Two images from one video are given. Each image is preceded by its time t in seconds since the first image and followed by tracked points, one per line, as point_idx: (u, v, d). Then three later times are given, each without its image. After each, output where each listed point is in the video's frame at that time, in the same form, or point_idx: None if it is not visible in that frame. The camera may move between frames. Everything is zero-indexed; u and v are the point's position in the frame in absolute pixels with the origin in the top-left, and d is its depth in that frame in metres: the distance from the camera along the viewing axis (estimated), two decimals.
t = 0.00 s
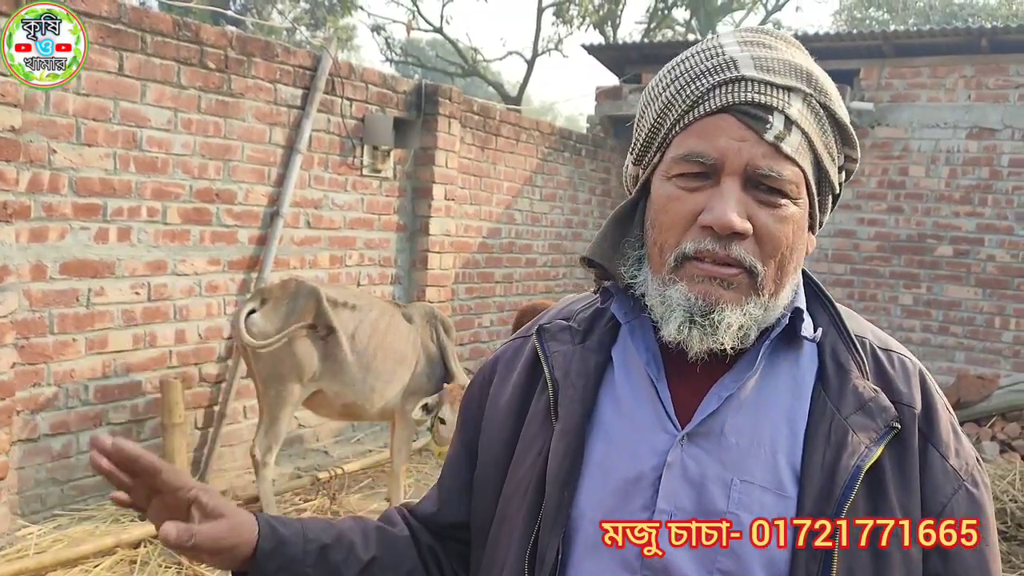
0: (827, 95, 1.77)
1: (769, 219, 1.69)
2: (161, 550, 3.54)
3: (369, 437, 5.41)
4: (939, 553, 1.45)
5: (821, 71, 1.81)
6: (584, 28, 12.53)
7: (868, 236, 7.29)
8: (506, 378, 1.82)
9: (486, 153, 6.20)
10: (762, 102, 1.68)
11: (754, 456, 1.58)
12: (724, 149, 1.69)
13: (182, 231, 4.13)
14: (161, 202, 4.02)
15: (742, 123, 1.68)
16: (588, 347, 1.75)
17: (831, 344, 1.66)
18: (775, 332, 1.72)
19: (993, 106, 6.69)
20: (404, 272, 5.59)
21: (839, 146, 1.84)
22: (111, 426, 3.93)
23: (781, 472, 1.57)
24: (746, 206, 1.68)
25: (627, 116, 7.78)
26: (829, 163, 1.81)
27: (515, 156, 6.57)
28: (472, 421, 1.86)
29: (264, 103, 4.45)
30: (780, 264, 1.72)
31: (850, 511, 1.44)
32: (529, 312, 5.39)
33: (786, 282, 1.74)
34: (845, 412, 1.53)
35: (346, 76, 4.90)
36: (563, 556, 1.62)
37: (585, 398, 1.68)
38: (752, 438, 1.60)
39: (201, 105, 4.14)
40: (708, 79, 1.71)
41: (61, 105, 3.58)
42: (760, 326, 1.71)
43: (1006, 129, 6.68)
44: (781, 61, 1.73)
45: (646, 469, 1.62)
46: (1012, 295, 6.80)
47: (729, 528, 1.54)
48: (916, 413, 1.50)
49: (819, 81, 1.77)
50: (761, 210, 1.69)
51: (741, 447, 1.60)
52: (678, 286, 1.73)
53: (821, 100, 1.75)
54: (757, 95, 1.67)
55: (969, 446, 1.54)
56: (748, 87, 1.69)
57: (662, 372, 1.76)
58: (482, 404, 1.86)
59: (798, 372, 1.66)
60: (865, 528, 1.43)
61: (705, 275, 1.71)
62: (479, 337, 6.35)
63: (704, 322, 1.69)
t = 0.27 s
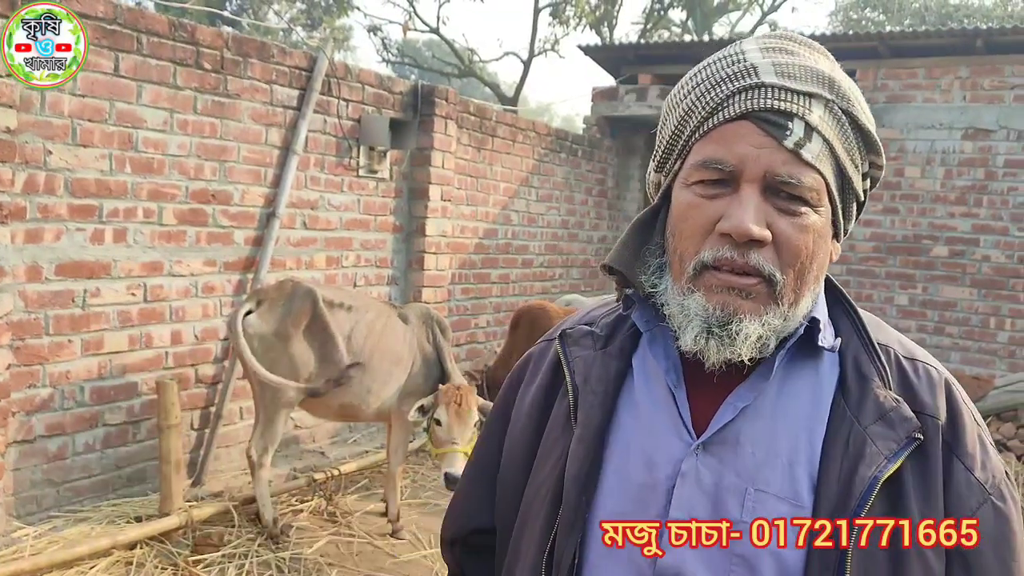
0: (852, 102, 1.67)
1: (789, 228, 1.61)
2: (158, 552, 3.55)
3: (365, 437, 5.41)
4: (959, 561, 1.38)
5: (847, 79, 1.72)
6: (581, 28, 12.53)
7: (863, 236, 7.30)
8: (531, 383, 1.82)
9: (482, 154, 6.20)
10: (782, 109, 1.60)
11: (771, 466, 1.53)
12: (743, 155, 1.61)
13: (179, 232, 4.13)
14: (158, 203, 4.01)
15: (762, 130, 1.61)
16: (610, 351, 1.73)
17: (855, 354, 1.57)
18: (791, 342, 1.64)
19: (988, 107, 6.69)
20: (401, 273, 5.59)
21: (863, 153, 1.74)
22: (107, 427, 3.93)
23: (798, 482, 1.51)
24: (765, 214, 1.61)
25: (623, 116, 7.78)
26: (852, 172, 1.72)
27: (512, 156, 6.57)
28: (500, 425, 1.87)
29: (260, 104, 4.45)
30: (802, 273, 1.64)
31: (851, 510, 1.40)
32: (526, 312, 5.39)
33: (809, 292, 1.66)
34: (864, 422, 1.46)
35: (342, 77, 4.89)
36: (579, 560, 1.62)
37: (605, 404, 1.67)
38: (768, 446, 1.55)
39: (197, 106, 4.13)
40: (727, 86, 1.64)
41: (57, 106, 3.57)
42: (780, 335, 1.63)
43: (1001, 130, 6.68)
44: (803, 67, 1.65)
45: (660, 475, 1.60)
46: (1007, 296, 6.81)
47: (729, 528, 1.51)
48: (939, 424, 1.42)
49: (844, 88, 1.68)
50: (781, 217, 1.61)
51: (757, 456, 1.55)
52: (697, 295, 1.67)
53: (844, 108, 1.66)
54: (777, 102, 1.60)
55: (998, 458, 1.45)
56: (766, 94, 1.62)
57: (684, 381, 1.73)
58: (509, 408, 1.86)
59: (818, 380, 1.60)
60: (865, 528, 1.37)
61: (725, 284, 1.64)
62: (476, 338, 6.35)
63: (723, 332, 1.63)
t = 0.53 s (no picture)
0: (850, 89, 1.61)
1: (798, 224, 1.55)
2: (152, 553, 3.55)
3: (361, 437, 5.40)
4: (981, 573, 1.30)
5: (843, 68, 1.65)
6: (576, 28, 12.53)
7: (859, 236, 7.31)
8: (554, 382, 1.83)
9: (477, 154, 6.20)
10: (774, 105, 1.55)
11: (785, 471, 1.48)
12: (741, 157, 1.57)
13: (173, 231, 4.12)
14: (152, 202, 4.00)
15: (758, 129, 1.56)
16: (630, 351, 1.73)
17: (876, 357, 1.50)
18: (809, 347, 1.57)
19: (982, 106, 6.70)
20: (396, 273, 5.58)
21: (872, 141, 1.66)
22: (101, 427, 3.92)
23: (815, 487, 1.45)
24: (773, 213, 1.55)
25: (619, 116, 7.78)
26: (863, 159, 1.64)
27: (507, 156, 6.57)
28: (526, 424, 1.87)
29: (255, 104, 4.44)
30: (819, 269, 1.57)
31: (865, 509, 1.36)
32: (522, 312, 5.40)
33: (828, 287, 1.60)
34: (883, 427, 1.39)
35: (336, 77, 4.89)
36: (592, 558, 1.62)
37: (622, 403, 1.66)
38: (783, 451, 1.49)
39: (192, 105, 4.12)
40: (719, 90, 1.61)
41: (51, 105, 3.56)
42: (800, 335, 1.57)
43: (995, 130, 6.69)
44: (793, 60, 1.60)
45: (672, 475, 1.58)
46: (1001, 295, 6.83)
47: (729, 527, 1.48)
48: (962, 431, 1.35)
49: (841, 75, 1.62)
50: (790, 214, 1.55)
51: (772, 461, 1.50)
52: (712, 303, 1.62)
53: (842, 95, 1.60)
54: (770, 99, 1.55)
55: None
56: (758, 92, 1.57)
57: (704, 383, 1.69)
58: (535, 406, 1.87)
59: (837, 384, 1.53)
60: (865, 528, 1.34)
61: (740, 288, 1.59)
62: (471, 337, 6.35)
63: (741, 336, 1.58)
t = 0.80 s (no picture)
0: (801, 84, 1.53)
1: (754, 230, 1.50)
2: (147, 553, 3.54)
3: (356, 437, 5.40)
4: None
5: (801, 62, 1.58)
6: (572, 27, 12.53)
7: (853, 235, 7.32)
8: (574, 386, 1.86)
9: (473, 153, 6.20)
10: (713, 118, 1.54)
11: (790, 479, 1.45)
12: (693, 173, 1.56)
13: (167, 230, 4.11)
14: (147, 202, 3.99)
15: (703, 144, 1.55)
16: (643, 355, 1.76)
17: (887, 366, 1.45)
18: (814, 357, 1.52)
19: (976, 106, 6.71)
20: (392, 272, 5.58)
21: (843, 131, 1.55)
22: (95, 427, 3.91)
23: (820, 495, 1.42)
24: (728, 223, 1.52)
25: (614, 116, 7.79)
26: (833, 152, 1.53)
27: (502, 155, 6.57)
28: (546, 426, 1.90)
29: (250, 103, 4.43)
30: (790, 273, 1.51)
31: (874, 510, 1.32)
32: (517, 311, 5.41)
33: (806, 290, 1.53)
34: (891, 438, 1.35)
35: (331, 76, 4.88)
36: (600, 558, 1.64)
37: (633, 407, 1.69)
38: (787, 459, 1.47)
39: (186, 104, 4.12)
40: (674, 112, 1.63)
41: (45, 104, 3.55)
42: (777, 343, 1.52)
43: (989, 129, 6.70)
44: (736, 68, 1.56)
45: (676, 479, 1.58)
46: (995, 294, 6.85)
47: (729, 528, 1.48)
48: (976, 443, 1.29)
49: (790, 71, 1.55)
50: (745, 222, 1.51)
51: (777, 469, 1.47)
52: (689, 317, 1.61)
53: (792, 93, 1.53)
54: (709, 112, 1.54)
55: None
56: (702, 107, 1.57)
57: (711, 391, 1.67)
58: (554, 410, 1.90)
59: (846, 391, 1.48)
60: (865, 528, 1.32)
61: (709, 301, 1.56)
62: (467, 336, 6.35)
63: (706, 347, 1.55)
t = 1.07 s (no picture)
0: (795, 92, 1.49)
1: (736, 241, 1.49)
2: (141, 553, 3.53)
3: (351, 436, 5.39)
4: None
5: (802, 67, 1.53)
6: (567, 27, 12.51)
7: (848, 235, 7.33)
8: (576, 386, 1.85)
9: (468, 152, 6.20)
10: (702, 125, 1.52)
11: (791, 483, 1.45)
12: (681, 178, 1.55)
13: (162, 230, 4.10)
14: (141, 201, 3.99)
15: (690, 150, 1.54)
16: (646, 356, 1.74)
17: (887, 370, 1.44)
18: (816, 361, 1.52)
19: (971, 106, 6.72)
20: (387, 271, 5.58)
21: (840, 141, 1.51)
22: (90, 426, 3.90)
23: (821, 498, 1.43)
24: (711, 232, 1.51)
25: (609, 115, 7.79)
26: (825, 164, 1.50)
27: (497, 155, 6.57)
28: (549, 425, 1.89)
29: (244, 102, 4.43)
30: (773, 284, 1.50)
31: (874, 510, 1.32)
32: (513, 311, 5.41)
33: (790, 301, 1.51)
34: (891, 442, 1.35)
35: (326, 75, 4.88)
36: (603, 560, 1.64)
37: (636, 411, 1.68)
38: (786, 462, 1.47)
39: (181, 103, 4.11)
40: (671, 114, 1.62)
41: (38, 103, 3.55)
42: (758, 354, 1.51)
43: (983, 129, 6.72)
44: (731, 73, 1.54)
45: (679, 482, 1.58)
46: (989, 293, 6.87)
47: (729, 528, 1.49)
48: (976, 448, 1.29)
49: (787, 79, 1.51)
50: (729, 232, 1.50)
51: (778, 473, 1.47)
52: (676, 322, 1.60)
53: (784, 102, 1.49)
54: (699, 118, 1.53)
55: None
56: (694, 112, 1.56)
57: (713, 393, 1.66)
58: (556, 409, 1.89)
59: (846, 395, 1.48)
60: (865, 528, 1.32)
61: (692, 308, 1.56)
62: (462, 336, 6.35)
63: (686, 355, 1.55)
